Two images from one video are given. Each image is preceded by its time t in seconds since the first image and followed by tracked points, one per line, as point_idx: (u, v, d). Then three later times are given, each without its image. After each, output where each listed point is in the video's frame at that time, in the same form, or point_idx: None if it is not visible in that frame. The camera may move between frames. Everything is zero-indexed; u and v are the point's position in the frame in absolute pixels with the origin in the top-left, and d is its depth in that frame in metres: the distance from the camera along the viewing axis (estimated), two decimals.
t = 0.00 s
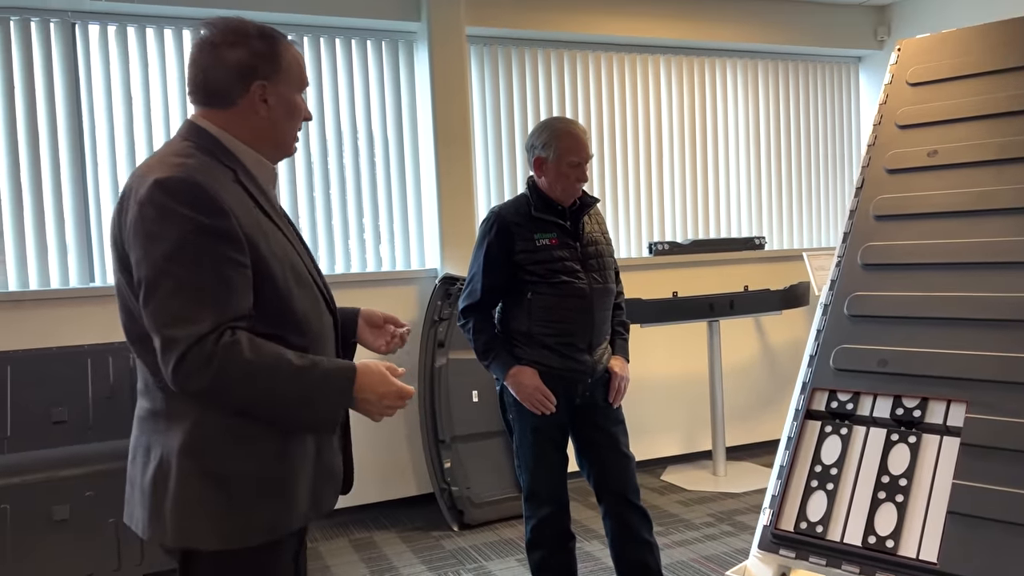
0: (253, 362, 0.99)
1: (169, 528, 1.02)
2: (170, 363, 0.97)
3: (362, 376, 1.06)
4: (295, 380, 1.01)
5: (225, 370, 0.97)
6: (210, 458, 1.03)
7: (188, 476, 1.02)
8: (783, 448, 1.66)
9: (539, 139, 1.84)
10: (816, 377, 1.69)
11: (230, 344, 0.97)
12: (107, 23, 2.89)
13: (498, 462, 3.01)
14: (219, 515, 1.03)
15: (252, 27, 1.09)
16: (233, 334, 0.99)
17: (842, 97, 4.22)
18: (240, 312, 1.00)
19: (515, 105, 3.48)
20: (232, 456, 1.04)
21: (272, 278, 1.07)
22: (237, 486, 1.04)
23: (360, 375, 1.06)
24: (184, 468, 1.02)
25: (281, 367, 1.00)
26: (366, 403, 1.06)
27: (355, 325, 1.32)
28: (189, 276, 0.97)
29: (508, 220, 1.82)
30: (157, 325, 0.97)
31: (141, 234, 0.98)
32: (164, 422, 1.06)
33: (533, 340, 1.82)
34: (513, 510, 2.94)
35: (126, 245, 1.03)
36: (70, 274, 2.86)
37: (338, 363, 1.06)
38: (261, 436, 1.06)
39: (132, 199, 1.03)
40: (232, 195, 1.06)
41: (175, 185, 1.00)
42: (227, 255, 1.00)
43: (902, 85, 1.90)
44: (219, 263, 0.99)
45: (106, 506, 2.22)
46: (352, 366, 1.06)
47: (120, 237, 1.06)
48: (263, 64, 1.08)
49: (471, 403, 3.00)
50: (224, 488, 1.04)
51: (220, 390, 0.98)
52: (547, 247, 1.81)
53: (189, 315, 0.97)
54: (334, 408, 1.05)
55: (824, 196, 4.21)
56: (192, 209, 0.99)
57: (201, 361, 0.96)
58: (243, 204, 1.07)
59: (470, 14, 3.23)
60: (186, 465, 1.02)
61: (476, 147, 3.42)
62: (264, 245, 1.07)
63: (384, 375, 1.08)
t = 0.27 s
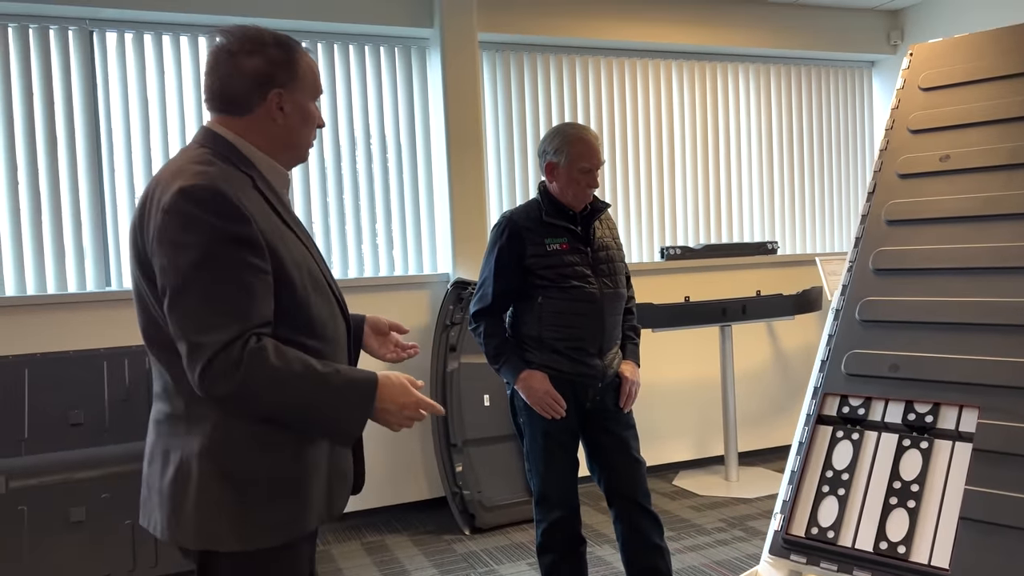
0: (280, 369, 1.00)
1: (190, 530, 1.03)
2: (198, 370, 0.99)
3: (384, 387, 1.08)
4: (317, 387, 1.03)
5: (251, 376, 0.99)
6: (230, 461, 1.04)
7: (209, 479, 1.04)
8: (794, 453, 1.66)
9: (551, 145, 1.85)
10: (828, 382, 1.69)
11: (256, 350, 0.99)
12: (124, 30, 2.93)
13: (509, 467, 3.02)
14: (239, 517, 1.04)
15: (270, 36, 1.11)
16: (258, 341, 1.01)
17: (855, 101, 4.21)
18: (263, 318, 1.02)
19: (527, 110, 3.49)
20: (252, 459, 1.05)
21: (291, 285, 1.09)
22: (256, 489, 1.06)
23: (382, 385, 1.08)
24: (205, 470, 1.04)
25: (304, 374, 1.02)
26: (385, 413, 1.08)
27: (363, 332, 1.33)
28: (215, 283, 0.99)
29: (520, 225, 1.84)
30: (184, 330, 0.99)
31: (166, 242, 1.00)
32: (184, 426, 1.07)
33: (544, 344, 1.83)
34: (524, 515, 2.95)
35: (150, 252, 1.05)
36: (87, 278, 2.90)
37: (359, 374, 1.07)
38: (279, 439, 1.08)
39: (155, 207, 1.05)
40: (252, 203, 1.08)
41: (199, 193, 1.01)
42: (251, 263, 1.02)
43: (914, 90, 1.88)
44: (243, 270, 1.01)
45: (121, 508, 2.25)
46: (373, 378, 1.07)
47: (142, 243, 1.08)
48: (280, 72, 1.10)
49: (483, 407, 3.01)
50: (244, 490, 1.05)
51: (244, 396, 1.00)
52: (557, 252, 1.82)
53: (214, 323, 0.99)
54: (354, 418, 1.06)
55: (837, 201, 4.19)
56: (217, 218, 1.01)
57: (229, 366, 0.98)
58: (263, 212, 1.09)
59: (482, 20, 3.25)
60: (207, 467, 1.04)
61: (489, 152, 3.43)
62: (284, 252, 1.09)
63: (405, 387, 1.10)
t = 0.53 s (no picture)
0: (313, 346, 1.01)
1: (204, 529, 1.05)
2: (233, 352, 0.98)
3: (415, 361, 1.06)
4: (351, 362, 1.02)
5: (287, 356, 0.99)
6: (246, 459, 1.06)
7: (224, 477, 1.05)
8: (802, 456, 1.65)
9: (558, 147, 1.86)
10: (836, 385, 1.68)
11: (290, 330, 1.00)
12: (136, 35, 2.96)
13: (517, 469, 3.02)
14: (254, 515, 1.06)
15: (257, 37, 1.14)
16: (290, 323, 1.01)
17: (864, 104, 4.20)
18: (287, 306, 1.03)
19: (535, 113, 3.50)
20: (267, 458, 1.07)
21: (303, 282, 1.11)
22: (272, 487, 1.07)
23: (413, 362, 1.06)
24: (220, 469, 1.05)
25: (338, 350, 1.02)
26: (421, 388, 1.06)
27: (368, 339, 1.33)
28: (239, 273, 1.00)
29: (527, 228, 1.84)
30: (215, 318, 1.00)
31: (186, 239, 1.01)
32: (199, 425, 1.08)
33: (551, 347, 1.83)
34: (532, 517, 2.95)
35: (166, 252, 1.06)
36: (98, 281, 2.92)
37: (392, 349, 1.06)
38: (295, 437, 1.09)
39: (170, 208, 1.06)
40: (266, 203, 1.10)
41: (216, 192, 1.03)
42: (269, 258, 1.04)
43: (923, 94, 1.88)
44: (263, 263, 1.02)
45: (132, 509, 2.26)
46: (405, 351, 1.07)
47: (158, 246, 1.09)
48: (257, 68, 1.12)
49: (491, 410, 3.02)
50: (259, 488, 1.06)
51: (280, 376, 1.00)
52: (565, 255, 1.83)
53: (244, 308, 1.00)
54: (392, 394, 1.04)
55: (845, 204, 4.18)
56: (235, 215, 1.03)
57: (265, 348, 0.98)
58: (274, 212, 1.11)
59: (490, 24, 3.27)
60: (223, 466, 1.05)
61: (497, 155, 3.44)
62: (296, 250, 1.11)
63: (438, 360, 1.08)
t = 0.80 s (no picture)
0: (332, 319, 1.01)
1: (218, 520, 1.06)
2: (261, 335, 1.00)
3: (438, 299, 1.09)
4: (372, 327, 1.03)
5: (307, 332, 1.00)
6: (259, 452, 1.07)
7: (237, 470, 1.06)
8: (809, 457, 1.65)
9: (564, 150, 1.87)
10: (842, 386, 1.68)
11: (307, 311, 1.01)
12: (143, 37, 2.98)
13: (523, 470, 3.03)
14: (268, 508, 1.06)
15: (261, 44, 1.16)
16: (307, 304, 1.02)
17: (870, 105, 4.20)
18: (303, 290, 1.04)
19: (540, 115, 3.50)
20: (280, 451, 1.07)
21: (314, 274, 1.12)
22: (286, 480, 1.07)
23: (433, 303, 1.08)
24: (232, 462, 1.06)
25: (358, 316, 1.03)
26: (451, 321, 1.09)
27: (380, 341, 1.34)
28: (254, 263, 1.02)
29: (533, 229, 1.85)
30: (234, 306, 1.01)
31: (200, 235, 1.03)
32: (212, 419, 1.09)
33: (558, 348, 1.84)
34: (538, 519, 2.95)
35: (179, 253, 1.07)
36: (105, 283, 2.94)
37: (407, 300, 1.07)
38: (307, 430, 1.09)
39: (182, 207, 1.07)
40: (276, 201, 1.11)
41: (226, 189, 1.04)
42: (280, 250, 1.05)
43: (929, 94, 1.88)
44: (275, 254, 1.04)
45: (139, 510, 2.27)
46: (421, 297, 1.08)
47: (171, 248, 1.10)
48: (255, 72, 1.13)
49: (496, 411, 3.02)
50: (272, 481, 1.07)
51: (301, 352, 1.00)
52: (570, 256, 1.83)
53: (261, 294, 1.01)
54: (411, 347, 1.05)
55: (851, 205, 4.18)
56: (246, 210, 1.04)
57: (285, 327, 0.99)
58: (284, 208, 1.12)
59: (496, 26, 3.27)
60: (237, 459, 1.06)
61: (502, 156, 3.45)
62: (306, 244, 1.12)
63: (456, 289, 1.11)
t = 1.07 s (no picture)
0: (326, 343, 1.02)
1: (230, 516, 1.06)
2: (253, 345, 1.01)
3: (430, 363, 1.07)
4: (365, 359, 1.03)
5: (302, 351, 1.00)
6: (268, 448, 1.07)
7: (247, 465, 1.07)
8: (813, 458, 1.65)
9: (568, 151, 1.87)
10: (846, 387, 1.68)
11: (305, 327, 1.01)
12: (148, 40, 2.99)
13: (527, 472, 3.03)
14: (276, 504, 1.07)
15: (279, 53, 1.16)
16: (306, 320, 1.03)
17: (874, 106, 4.19)
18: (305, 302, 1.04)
19: (543, 116, 3.51)
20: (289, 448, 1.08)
21: (322, 282, 1.12)
22: (294, 478, 1.08)
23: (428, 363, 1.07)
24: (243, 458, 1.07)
25: (351, 348, 1.03)
26: (435, 387, 1.07)
27: (392, 341, 1.34)
28: (259, 271, 1.02)
29: (538, 231, 1.85)
30: (235, 314, 1.02)
31: (210, 241, 1.04)
32: (222, 416, 1.11)
33: (562, 349, 1.84)
34: (541, 520, 2.95)
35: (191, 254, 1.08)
36: (110, 284, 2.95)
37: (405, 348, 1.07)
38: (315, 427, 1.10)
39: (195, 210, 1.08)
40: (287, 206, 1.11)
41: (237, 195, 1.05)
42: (287, 257, 1.05)
43: (933, 95, 1.88)
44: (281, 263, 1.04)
45: (144, 511, 2.28)
46: (418, 351, 1.07)
47: (185, 247, 1.12)
48: (275, 80, 1.14)
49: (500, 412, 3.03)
50: (281, 478, 1.08)
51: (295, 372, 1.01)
52: (574, 257, 1.83)
53: (262, 304, 1.01)
54: (399, 395, 1.04)
55: (855, 206, 4.17)
56: (255, 217, 1.04)
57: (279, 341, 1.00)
58: (295, 213, 1.13)
59: (499, 28, 3.28)
60: (245, 457, 1.07)
61: (505, 158, 3.45)
62: (316, 250, 1.12)
63: (451, 361, 1.10)
